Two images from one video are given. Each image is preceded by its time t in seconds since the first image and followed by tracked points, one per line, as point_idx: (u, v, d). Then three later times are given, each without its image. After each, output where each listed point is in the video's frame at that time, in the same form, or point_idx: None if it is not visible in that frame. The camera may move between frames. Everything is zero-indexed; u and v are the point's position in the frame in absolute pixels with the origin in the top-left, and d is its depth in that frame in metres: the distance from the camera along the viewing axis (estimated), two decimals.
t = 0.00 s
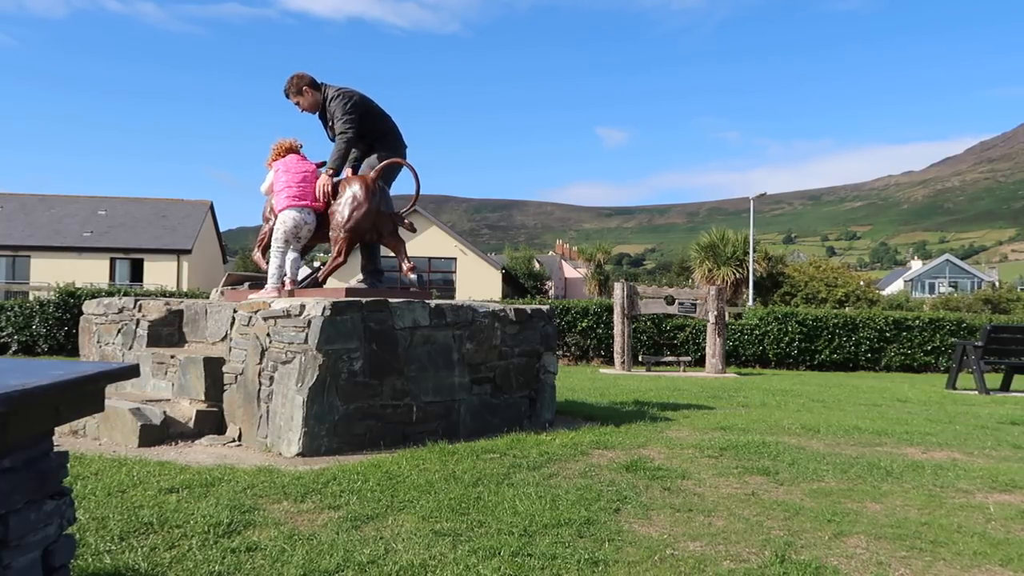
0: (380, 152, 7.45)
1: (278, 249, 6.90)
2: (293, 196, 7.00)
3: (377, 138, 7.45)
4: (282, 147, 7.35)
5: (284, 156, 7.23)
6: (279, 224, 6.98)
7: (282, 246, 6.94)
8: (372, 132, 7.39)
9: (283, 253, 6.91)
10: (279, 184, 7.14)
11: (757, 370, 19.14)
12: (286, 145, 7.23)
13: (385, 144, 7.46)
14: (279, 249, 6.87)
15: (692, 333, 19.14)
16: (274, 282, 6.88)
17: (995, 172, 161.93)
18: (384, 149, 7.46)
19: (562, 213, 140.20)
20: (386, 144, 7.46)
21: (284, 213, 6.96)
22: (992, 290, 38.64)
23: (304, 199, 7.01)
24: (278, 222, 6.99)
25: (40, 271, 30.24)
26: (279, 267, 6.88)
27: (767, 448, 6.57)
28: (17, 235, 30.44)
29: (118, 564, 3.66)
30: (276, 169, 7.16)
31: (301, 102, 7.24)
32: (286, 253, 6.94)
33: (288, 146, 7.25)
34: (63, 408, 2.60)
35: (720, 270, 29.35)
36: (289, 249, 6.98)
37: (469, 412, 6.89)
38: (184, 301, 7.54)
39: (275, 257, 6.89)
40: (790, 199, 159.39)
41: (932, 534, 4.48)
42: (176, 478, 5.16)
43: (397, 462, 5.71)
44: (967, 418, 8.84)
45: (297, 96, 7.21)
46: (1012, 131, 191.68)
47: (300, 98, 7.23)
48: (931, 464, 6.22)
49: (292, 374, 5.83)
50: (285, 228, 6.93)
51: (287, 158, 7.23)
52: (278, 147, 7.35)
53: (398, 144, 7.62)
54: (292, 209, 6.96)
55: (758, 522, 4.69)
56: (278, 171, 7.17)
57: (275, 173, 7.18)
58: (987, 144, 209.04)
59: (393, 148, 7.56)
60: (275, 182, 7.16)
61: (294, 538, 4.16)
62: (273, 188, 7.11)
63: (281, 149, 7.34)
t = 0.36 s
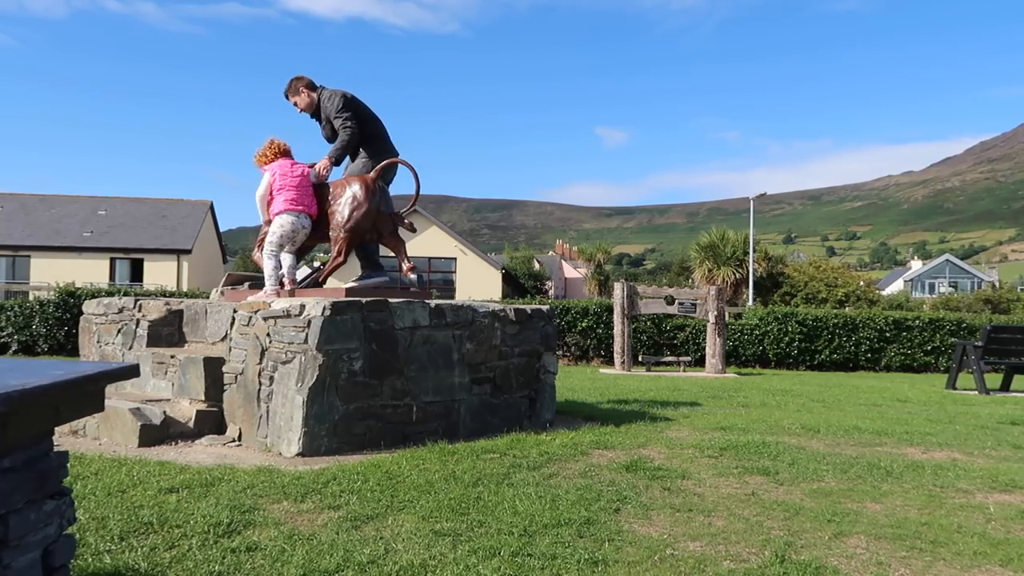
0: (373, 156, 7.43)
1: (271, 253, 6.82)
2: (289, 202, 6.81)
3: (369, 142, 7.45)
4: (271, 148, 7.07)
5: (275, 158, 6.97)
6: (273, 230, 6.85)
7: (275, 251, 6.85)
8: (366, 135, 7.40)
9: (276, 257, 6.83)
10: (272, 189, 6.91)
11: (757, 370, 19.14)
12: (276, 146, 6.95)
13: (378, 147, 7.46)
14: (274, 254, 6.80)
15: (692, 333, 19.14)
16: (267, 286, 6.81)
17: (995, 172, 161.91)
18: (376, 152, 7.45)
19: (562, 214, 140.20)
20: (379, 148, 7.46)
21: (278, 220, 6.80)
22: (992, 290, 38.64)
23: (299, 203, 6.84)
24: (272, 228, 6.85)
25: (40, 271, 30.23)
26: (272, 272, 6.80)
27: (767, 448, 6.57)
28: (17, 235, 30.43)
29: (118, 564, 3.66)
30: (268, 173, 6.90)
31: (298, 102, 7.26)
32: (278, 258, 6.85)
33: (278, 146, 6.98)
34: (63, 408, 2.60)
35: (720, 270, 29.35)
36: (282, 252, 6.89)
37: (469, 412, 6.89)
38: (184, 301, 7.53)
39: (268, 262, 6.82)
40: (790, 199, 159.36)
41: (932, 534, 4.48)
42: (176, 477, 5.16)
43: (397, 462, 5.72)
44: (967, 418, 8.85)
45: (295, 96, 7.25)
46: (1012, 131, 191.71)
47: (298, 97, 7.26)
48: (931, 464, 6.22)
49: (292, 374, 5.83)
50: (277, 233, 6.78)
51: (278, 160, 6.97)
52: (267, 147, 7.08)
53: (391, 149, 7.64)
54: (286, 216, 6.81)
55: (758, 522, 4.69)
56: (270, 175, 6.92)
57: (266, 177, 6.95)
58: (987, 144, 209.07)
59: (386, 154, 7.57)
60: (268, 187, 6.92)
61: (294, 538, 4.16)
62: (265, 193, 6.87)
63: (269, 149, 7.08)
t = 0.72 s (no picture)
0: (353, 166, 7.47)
1: (270, 254, 6.80)
2: (289, 200, 6.70)
3: (354, 151, 7.50)
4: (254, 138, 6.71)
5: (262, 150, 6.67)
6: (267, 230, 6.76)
7: (273, 252, 6.83)
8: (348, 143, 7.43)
9: (274, 258, 6.82)
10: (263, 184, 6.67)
11: (757, 370, 19.14)
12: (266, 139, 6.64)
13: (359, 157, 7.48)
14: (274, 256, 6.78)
15: (692, 333, 19.15)
16: (268, 287, 6.81)
17: (996, 172, 161.81)
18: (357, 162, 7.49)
19: (562, 214, 140.21)
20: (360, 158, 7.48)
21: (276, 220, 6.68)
22: (992, 290, 38.64)
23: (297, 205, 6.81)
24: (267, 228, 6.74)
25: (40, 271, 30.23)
26: (271, 274, 6.79)
27: (767, 448, 6.57)
28: (17, 235, 30.43)
29: (118, 564, 3.66)
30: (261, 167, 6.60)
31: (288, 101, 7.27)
32: (277, 259, 6.83)
33: (265, 136, 6.65)
34: (63, 408, 2.61)
35: (720, 270, 29.34)
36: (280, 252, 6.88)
37: (469, 412, 6.89)
38: (183, 301, 7.53)
39: (266, 263, 6.81)
40: (790, 199, 159.35)
41: (932, 534, 4.48)
42: (176, 477, 5.17)
43: (397, 462, 5.72)
44: (967, 418, 8.85)
45: (285, 95, 7.25)
46: (1012, 132, 191.76)
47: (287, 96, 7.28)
48: (931, 464, 6.22)
49: (292, 374, 5.83)
50: (275, 235, 6.73)
51: (266, 153, 6.67)
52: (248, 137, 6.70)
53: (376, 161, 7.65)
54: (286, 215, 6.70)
55: (758, 522, 4.69)
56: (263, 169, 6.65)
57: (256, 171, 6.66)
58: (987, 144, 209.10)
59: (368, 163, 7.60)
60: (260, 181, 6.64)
61: (294, 537, 4.16)
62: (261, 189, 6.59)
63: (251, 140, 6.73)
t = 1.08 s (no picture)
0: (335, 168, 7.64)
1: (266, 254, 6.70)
2: (285, 204, 6.63)
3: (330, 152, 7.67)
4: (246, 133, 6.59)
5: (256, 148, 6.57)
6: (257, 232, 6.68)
7: (269, 253, 6.73)
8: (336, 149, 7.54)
9: (270, 259, 6.72)
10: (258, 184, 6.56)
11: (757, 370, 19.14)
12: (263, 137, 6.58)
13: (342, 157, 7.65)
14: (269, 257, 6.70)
15: (692, 333, 19.15)
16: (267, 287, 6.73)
17: (996, 172, 161.85)
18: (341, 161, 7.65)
19: (562, 214, 140.24)
20: (345, 160, 7.62)
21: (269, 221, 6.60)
22: (992, 290, 38.64)
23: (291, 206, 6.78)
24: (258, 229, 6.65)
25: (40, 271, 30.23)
26: (268, 274, 6.69)
27: (767, 448, 6.57)
28: (17, 235, 30.43)
29: (118, 564, 3.66)
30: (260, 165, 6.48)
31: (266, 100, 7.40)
32: (272, 259, 6.73)
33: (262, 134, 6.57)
34: (63, 409, 2.60)
35: (720, 270, 29.33)
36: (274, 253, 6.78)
37: (469, 412, 6.89)
38: (183, 301, 7.53)
39: (262, 265, 6.70)
40: (790, 199, 159.33)
41: (932, 534, 4.48)
42: (176, 477, 5.16)
43: (397, 462, 5.72)
44: (967, 418, 8.85)
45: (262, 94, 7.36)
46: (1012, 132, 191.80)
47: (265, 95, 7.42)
48: (931, 464, 6.22)
49: (292, 374, 5.83)
50: (270, 234, 6.64)
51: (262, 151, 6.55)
52: (240, 133, 6.56)
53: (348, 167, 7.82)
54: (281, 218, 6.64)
55: (758, 522, 4.69)
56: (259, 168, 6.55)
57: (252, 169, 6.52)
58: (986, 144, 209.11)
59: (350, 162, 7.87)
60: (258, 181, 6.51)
61: (294, 538, 4.16)
62: (261, 188, 6.46)
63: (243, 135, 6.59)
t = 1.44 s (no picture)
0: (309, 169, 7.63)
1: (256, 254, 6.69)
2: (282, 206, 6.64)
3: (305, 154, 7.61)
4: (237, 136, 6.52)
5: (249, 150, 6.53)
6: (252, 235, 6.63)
7: (261, 252, 6.72)
8: (316, 156, 7.47)
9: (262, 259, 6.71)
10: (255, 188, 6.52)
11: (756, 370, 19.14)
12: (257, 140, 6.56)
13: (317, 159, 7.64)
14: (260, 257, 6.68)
15: (692, 333, 19.15)
16: (261, 285, 6.72)
17: (995, 172, 161.91)
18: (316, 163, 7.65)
19: (562, 214, 140.28)
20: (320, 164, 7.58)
21: (267, 224, 6.57)
22: (992, 290, 38.66)
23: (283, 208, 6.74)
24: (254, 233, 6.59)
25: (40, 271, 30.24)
26: (260, 272, 6.70)
27: (767, 448, 6.57)
28: (17, 235, 30.43)
29: (118, 564, 3.66)
30: (258, 168, 6.44)
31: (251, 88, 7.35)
32: (264, 259, 6.71)
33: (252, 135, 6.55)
34: (64, 409, 2.60)
35: (720, 270, 29.33)
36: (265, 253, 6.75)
37: (469, 412, 6.89)
38: (184, 301, 7.54)
39: (254, 263, 6.68)
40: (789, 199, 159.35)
41: (932, 534, 4.48)
42: (176, 477, 5.17)
43: (397, 462, 5.72)
44: (967, 418, 8.85)
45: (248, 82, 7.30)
46: (1012, 132, 191.87)
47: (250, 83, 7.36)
48: (931, 464, 6.22)
49: (292, 374, 5.83)
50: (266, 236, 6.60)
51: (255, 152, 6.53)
52: (234, 134, 6.50)
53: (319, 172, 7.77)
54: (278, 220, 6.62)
55: (758, 522, 4.69)
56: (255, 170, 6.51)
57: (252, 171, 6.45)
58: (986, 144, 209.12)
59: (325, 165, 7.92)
60: (256, 184, 6.47)
61: (294, 538, 4.17)
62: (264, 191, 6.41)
63: (235, 137, 6.53)
